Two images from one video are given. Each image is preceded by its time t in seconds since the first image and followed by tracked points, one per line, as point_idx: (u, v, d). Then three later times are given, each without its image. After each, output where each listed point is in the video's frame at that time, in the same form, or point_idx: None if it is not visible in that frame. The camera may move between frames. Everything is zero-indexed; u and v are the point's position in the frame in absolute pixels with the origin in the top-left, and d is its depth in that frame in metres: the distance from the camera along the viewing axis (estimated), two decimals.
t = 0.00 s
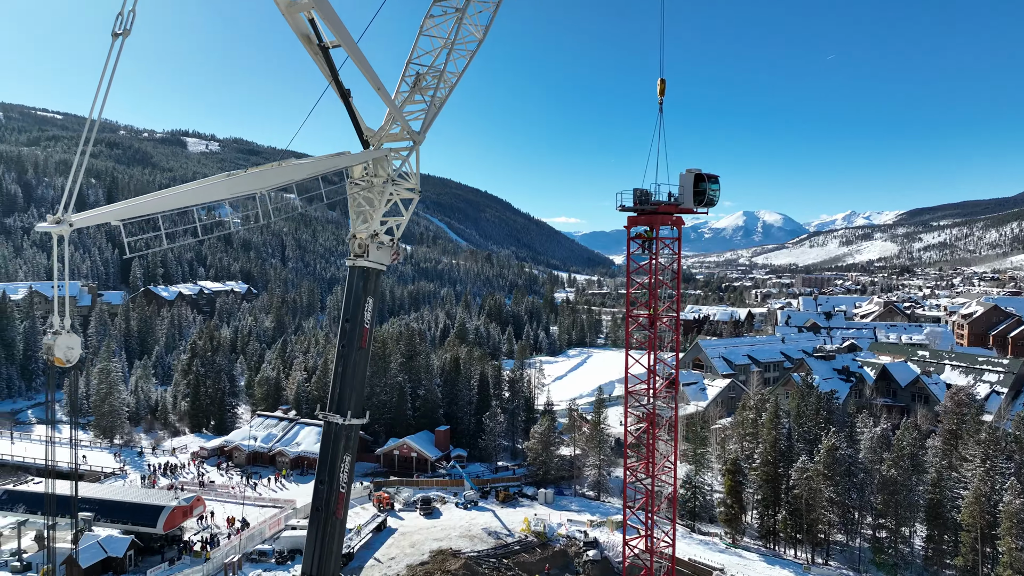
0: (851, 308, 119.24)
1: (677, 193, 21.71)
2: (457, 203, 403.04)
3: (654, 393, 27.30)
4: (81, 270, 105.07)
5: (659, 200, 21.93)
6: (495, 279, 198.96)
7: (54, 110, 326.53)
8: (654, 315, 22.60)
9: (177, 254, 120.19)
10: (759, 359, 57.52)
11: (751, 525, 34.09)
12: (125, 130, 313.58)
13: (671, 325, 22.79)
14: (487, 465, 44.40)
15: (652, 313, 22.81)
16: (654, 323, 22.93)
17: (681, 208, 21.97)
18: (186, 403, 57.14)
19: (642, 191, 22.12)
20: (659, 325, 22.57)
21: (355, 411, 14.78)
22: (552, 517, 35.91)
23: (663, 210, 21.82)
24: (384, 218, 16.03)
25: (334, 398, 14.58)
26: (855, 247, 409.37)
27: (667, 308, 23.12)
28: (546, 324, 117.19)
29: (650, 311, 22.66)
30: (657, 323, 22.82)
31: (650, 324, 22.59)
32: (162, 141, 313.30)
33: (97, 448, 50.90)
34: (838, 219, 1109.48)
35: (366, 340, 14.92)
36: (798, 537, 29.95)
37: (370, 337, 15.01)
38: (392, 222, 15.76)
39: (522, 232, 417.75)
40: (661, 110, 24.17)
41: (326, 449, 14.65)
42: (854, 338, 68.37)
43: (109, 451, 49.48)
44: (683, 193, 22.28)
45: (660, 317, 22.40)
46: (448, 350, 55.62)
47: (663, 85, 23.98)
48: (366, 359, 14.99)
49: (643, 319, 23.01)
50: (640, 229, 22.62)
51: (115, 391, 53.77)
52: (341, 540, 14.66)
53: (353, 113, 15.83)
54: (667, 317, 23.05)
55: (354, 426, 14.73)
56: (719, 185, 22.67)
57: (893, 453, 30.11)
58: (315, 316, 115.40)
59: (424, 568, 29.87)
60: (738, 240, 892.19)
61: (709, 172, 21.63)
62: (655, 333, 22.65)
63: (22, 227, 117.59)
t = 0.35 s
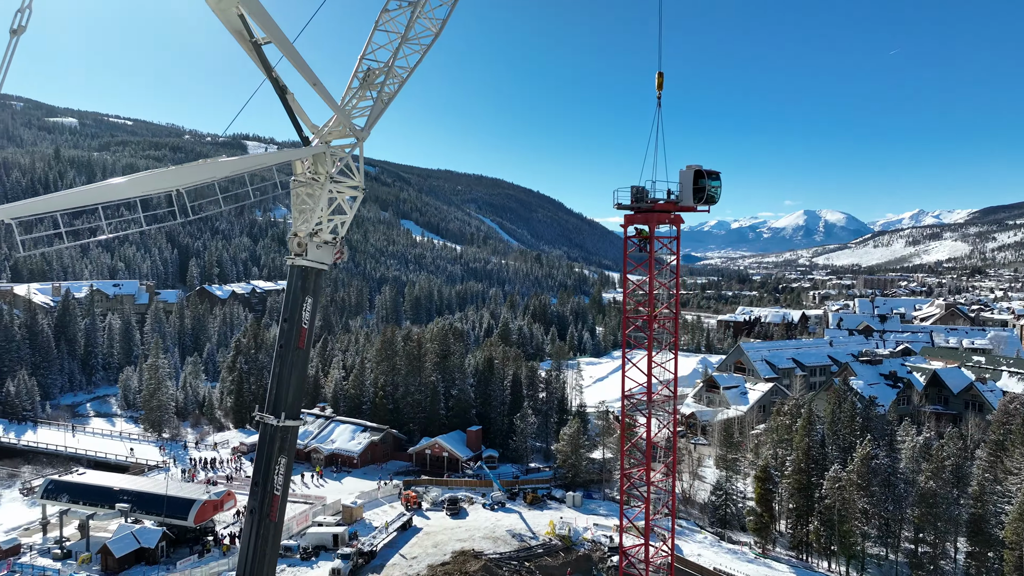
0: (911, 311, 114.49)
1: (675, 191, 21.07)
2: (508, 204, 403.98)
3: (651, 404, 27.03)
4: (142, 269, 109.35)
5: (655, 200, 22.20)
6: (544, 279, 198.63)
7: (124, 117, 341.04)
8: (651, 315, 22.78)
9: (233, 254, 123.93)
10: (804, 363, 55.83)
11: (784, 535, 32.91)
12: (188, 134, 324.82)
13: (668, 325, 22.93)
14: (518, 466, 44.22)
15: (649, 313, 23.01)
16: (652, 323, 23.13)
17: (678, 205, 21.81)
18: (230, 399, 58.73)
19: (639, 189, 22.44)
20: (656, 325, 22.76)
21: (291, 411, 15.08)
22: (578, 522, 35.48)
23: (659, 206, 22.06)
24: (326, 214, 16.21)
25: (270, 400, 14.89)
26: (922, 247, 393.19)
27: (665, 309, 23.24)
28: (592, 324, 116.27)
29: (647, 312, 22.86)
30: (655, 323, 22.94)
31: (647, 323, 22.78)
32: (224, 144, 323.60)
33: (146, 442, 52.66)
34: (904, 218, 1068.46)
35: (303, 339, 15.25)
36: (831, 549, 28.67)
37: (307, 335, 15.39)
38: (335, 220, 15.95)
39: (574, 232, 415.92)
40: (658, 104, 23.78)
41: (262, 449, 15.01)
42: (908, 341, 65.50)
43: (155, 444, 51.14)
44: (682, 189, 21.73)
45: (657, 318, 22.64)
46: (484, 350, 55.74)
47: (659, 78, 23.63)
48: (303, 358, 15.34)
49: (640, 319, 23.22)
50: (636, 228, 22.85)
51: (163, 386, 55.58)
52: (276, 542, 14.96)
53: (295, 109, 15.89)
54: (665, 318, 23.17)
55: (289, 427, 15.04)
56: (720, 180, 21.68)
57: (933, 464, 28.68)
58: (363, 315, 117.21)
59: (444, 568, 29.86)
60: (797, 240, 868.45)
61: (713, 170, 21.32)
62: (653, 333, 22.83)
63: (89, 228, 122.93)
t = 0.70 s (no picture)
0: (980, 314, 108.85)
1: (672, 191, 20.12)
2: (562, 203, 402.39)
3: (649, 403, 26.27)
4: (200, 268, 113.20)
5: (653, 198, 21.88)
6: (595, 280, 196.96)
7: (191, 121, 354.21)
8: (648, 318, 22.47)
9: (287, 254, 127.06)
10: (854, 367, 53.52)
11: (820, 546, 31.50)
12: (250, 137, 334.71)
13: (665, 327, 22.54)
14: (552, 469, 43.75)
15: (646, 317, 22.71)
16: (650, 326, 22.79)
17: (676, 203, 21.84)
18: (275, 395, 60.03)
19: (636, 187, 22.03)
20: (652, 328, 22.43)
21: (228, 413, 15.11)
22: (607, 526, 34.84)
23: (657, 204, 21.72)
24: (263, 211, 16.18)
25: (207, 402, 14.88)
26: (999, 247, 373.85)
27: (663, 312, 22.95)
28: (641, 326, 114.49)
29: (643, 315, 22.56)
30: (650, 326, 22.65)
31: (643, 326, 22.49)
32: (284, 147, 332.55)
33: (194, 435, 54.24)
34: (980, 216, 1018.37)
35: (241, 340, 15.25)
36: (868, 563, 27.17)
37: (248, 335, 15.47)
38: (271, 218, 15.92)
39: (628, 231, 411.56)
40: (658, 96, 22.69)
41: (198, 448, 15.00)
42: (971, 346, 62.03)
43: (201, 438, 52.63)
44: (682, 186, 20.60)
45: (653, 321, 22.35)
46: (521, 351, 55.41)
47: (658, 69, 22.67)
48: (243, 357, 15.39)
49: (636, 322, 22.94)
50: (633, 226, 22.50)
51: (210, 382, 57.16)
52: (210, 540, 15.00)
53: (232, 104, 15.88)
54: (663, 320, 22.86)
55: (226, 429, 15.04)
56: (721, 176, 20.46)
57: (980, 477, 27.28)
58: (412, 315, 118.36)
59: (466, 570, 29.67)
60: (864, 239, 838.20)
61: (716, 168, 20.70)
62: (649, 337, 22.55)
63: (153, 229, 127.82)
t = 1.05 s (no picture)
0: None
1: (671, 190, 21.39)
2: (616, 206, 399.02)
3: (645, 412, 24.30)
4: (256, 271, 116.54)
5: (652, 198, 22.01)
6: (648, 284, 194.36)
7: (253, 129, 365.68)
8: (646, 326, 22.92)
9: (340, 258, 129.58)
10: (910, 376, 51.06)
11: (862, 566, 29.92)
12: (310, 143, 343.57)
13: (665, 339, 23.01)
14: (586, 476, 43.01)
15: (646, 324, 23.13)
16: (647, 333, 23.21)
17: (676, 203, 21.98)
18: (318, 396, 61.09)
19: (634, 186, 21.95)
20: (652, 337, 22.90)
21: (170, 418, 15.32)
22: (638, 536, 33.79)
23: (654, 206, 21.90)
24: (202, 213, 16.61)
25: (145, 408, 14.97)
26: None
27: (660, 317, 23.34)
28: (692, 331, 112.29)
29: (642, 320, 23.03)
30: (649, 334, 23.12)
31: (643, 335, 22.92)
32: (343, 153, 339.99)
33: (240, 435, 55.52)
34: None
35: (177, 345, 15.35)
36: None
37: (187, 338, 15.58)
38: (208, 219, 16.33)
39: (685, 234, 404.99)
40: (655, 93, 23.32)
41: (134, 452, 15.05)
42: None
43: (246, 438, 53.83)
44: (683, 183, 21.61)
45: (653, 329, 22.83)
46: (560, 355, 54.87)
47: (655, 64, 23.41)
48: (183, 359, 15.57)
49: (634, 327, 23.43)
50: (628, 226, 22.57)
51: (256, 383, 58.46)
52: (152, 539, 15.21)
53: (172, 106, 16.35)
54: (662, 328, 23.22)
55: (168, 433, 15.26)
56: (723, 176, 21.21)
57: None
58: (461, 318, 119.00)
59: None
60: (936, 241, 802.81)
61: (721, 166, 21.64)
62: (647, 345, 23.00)
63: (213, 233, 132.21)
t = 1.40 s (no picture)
0: None
1: (670, 188, 21.91)
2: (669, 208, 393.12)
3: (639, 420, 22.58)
4: (307, 274, 119.01)
5: (650, 199, 21.94)
6: (700, 286, 190.64)
7: (311, 135, 374.83)
8: (645, 329, 22.43)
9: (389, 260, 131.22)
10: (969, 386, 48.46)
11: None
12: (364, 148, 350.00)
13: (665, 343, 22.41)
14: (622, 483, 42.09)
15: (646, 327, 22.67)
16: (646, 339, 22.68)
17: (676, 203, 22.03)
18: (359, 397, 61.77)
19: (631, 186, 22.00)
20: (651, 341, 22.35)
21: (121, 417, 14.19)
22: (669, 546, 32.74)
23: (653, 205, 21.87)
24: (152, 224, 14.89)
25: (96, 405, 14.02)
26: None
27: (660, 323, 22.77)
28: (742, 335, 109.44)
29: (641, 324, 22.61)
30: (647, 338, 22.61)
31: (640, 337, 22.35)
32: (397, 157, 345.10)
33: (282, 435, 56.49)
34: None
35: (128, 347, 14.08)
36: None
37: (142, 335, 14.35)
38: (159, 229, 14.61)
39: (741, 237, 396.33)
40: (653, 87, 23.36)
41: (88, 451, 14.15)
42: None
43: (287, 437, 54.76)
44: (684, 183, 22.22)
45: (652, 332, 22.22)
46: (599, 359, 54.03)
47: (655, 60, 23.22)
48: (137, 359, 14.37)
49: (633, 331, 22.98)
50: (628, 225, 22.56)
51: (299, 383, 59.38)
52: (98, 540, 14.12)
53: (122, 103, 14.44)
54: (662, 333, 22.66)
55: (118, 431, 14.14)
56: (724, 174, 21.77)
57: None
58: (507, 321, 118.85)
59: None
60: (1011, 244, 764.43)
61: (722, 165, 21.80)
62: (646, 350, 22.35)
63: (267, 236, 135.62)
